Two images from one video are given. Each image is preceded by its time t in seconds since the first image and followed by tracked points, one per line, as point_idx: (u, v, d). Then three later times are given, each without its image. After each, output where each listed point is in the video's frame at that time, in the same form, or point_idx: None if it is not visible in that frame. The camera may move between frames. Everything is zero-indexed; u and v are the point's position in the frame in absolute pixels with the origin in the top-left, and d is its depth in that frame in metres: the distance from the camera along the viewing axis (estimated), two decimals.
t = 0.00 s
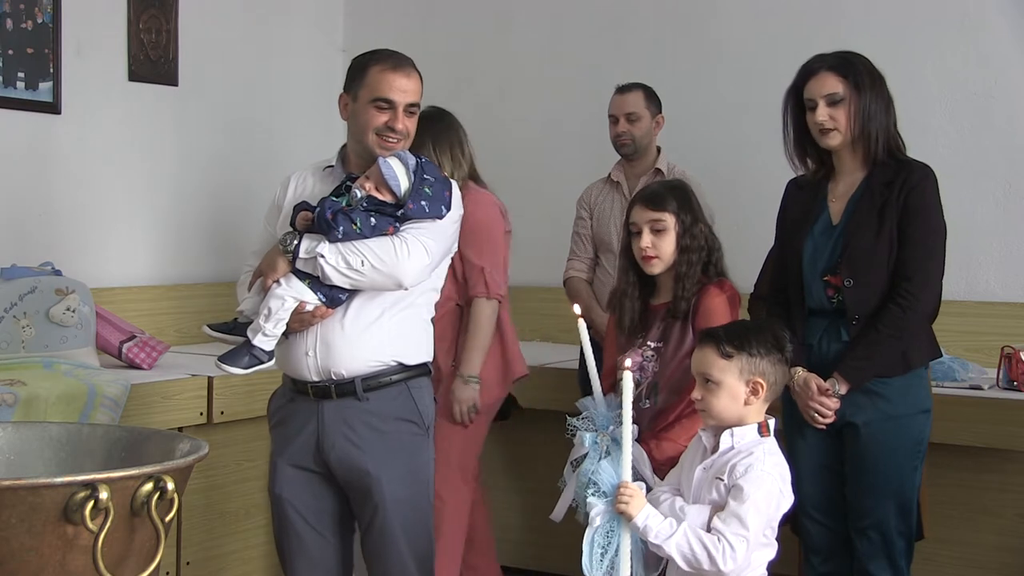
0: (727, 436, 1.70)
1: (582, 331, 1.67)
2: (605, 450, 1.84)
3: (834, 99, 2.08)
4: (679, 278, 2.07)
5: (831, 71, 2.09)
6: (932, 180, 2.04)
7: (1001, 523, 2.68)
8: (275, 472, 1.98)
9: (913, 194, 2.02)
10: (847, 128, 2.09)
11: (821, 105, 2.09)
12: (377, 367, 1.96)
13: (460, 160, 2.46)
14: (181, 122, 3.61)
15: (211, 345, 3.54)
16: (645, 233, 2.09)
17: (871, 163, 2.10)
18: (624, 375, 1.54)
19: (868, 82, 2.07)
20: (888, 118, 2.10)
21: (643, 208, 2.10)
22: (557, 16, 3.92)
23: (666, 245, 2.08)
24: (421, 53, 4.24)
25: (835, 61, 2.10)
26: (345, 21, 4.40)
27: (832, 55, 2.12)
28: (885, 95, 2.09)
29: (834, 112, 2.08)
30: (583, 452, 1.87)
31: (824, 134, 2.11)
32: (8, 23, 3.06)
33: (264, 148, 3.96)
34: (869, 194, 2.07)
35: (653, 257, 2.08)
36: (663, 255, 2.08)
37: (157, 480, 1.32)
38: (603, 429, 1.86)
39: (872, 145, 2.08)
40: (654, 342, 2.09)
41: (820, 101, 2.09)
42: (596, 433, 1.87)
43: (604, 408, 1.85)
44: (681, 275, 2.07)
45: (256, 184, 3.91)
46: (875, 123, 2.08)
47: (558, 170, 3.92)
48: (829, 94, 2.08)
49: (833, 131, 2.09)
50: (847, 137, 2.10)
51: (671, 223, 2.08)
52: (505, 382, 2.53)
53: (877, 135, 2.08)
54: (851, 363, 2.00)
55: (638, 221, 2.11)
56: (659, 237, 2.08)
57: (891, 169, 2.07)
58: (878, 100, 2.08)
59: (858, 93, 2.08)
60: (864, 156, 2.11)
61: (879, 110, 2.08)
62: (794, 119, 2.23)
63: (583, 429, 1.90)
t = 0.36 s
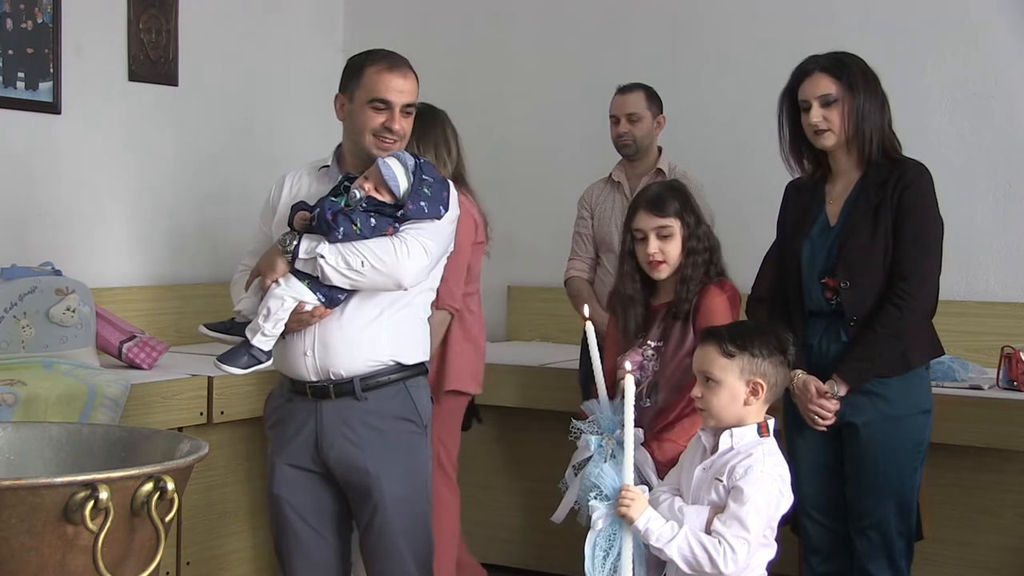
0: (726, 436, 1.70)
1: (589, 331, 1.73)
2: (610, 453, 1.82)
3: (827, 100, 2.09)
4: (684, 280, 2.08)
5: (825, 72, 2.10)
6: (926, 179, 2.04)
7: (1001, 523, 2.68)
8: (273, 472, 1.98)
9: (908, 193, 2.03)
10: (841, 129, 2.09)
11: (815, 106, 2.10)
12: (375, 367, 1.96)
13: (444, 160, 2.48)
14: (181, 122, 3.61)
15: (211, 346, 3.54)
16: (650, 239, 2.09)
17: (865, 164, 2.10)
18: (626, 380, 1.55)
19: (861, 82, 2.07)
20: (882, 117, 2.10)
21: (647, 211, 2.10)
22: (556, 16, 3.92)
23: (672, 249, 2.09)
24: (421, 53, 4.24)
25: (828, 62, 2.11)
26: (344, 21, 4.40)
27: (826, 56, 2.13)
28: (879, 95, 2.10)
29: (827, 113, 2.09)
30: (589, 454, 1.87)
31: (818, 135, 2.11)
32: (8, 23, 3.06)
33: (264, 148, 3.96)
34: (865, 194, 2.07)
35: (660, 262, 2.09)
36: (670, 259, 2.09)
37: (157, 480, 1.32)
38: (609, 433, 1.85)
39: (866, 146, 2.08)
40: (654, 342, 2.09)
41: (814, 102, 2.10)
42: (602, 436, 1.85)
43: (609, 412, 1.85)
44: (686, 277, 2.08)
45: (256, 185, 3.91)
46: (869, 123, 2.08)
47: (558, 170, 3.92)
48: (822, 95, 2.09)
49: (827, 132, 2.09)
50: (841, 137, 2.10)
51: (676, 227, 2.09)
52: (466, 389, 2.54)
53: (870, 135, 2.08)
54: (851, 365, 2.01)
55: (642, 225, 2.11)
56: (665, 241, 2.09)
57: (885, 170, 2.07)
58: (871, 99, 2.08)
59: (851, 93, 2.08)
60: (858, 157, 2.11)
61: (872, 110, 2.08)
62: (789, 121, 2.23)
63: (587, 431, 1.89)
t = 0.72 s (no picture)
0: (727, 436, 1.70)
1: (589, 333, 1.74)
2: (609, 454, 1.84)
3: (822, 100, 2.09)
4: (683, 281, 2.08)
5: (818, 72, 2.10)
6: (923, 179, 2.04)
7: (1001, 523, 2.68)
8: (272, 472, 1.98)
9: (904, 193, 2.02)
10: (835, 129, 2.09)
11: (809, 106, 2.10)
12: (374, 367, 1.96)
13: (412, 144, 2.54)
14: (181, 122, 3.61)
15: (210, 345, 3.54)
16: (650, 240, 2.09)
17: (861, 164, 2.10)
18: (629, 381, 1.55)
19: (855, 81, 2.07)
20: (876, 116, 2.09)
21: (646, 214, 2.10)
22: (556, 16, 3.92)
23: (671, 250, 2.09)
24: (421, 53, 4.24)
25: (822, 61, 2.11)
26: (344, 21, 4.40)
27: (820, 56, 2.13)
28: (874, 94, 2.09)
29: (822, 113, 2.09)
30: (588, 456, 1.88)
31: (813, 136, 2.11)
32: (8, 23, 3.05)
33: (264, 148, 3.97)
34: (861, 195, 2.07)
35: (660, 263, 2.09)
36: (669, 259, 2.09)
37: (157, 480, 1.32)
38: (608, 435, 1.86)
39: (861, 145, 2.09)
40: (654, 343, 2.09)
41: (808, 102, 2.10)
42: (601, 438, 1.87)
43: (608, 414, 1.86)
44: (685, 278, 2.08)
45: (255, 185, 3.91)
46: (864, 123, 2.08)
47: (559, 171, 3.92)
48: (816, 95, 2.09)
49: (821, 132, 2.10)
50: (835, 138, 2.10)
51: (675, 229, 2.09)
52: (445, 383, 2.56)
53: (865, 135, 2.08)
54: (851, 367, 2.00)
55: (641, 227, 2.11)
56: (665, 243, 2.09)
57: (881, 170, 2.07)
58: (865, 99, 2.08)
59: (845, 92, 2.08)
60: (854, 157, 2.11)
61: (866, 110, 2.08)
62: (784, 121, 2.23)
63: (587, 433, 1.90)
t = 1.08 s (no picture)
0: (727, 436, 1.70)
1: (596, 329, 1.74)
2: (613, 452, 1.85)
3: (822, 100, 2.09)
4: (684, 285, 2.08)
5: (819, 72, 2.10)
6: (924, 179, 2.04)
7: (1001, 523, 2.68)
8: (273, 472, 1.98)
9: (905, 193, 2.02)
10: (836, 129, 2.09)
11: (810, 106, 2.10)
12: (374, 366, 1.96)
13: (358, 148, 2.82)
14: (181, 122, 3.61)
15: (211, 345, 3.54)
16: (649, 246, 2.08)
17: (862, 164, 2.10)
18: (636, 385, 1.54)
19: (855, 82, 2.07)
20: (876, 117, 2.09)
21: (644, 220, 2.09)
22: (556, 16, 3.92)
23: (670, 254, 2.08)
24: (421, 53, 4.24)
25: (821, 62, 2.11)
26: (344, 21, 4.40)
27: (820, 56, 2.13)
28: (874, 95, 2.10)
29: (822, 113, 2.09)
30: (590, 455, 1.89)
31: (813, 136, 2.11)
32: (8, 23, 3.05)
33: (264, 148, 3.97)
34: (862, 196, 2.07)
35: (660, 268, 2.08)
36: (669, 264, 2.08)
37: (157, 480, 1.32)
38: (611, 433, 1.87)
39: (862, 146, 2.09)
40: (659, 348, 2.09)
41: (809, 102, 2.10)
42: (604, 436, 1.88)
43: (612, 412, 1.86)
44: (686, 282, 2.08)
45: (255, 185, 3.91)
46: (864, 123, 2.08)
47: (558, 170, 3.92)
48: (817, 95, 2.09)
49: (822, 133, 2.10)
50: (836, 138, 2.10)
51: (673, 234, 2.09)
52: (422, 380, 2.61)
53: (865, 135, 2.08)
54: (850, 368, 2.00)
55: (640, 233, 2.10)
56: (664, 247, 2.08)
57: (882, 170, 2.07)
58: (865, 99, 2.08)
59: (846, 93, 2.08)
60: (855, 158, 2.11)
61: (867, 110, 2.08)
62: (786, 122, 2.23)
63: (589, 432, 1.91)
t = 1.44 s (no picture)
0: (727, 437, 1.71)
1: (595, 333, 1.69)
2: (615, 459, 1.83)
3: (828, 98, 2.09)
4: (690, 286, 2.08)
5: (826, 70, 2.10)
6: (927, 179, 2.04)
7: (1001, 523, 2.68)
8: (273, 471, 1.98)
9: (907, 194, 2.02)
10: (840, 127, 2.09)
11: (816, 104, 2.10)
12: (374, 366, 1.96)
13: (299, 151, 2.83)
14: (182, 122, 3.61)
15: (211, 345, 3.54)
16: (656, 245, 2.09)
17: (865, 163, 2.10)
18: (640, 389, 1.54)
19: (862, 81, 2.08)
20: (882, 117, 2.09)
21: (651, 220, 2.10)
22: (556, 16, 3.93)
23: (677, 255, 2.09)
24: (421, 53, 4.24)
25: (828, 60, 2.11)
26: (344, 21, 4.40)
27: (826, 55, 2.13)
28: (880, 94, 2.10)
29: (828, 111, 2.09)
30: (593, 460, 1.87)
31: (818, 134, 2.11)
32: (8, 23, 3.05)
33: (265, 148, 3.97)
34: (864, 195, 2.07)
35: (666, 268, 2.08)
36: (676, 264, 2.08)
37: (157, 480, 1.32)
38: (612, 439, 1.83)
39: (865, 145, 2.08)
40: (664, 349, 2.09)
41: (814, 100, 2.10)
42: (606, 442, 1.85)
43: (613, 419, 1.82)
44: (692, 283, 2.08)
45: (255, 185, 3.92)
46: (869, 122, 2.08)
47: (558, 170, 3.92)
48: (823, 93, 2.09)
49: (826, 131, 2.10)
50: (840, 137, 2.10)
51: (680, 234, 2.09)
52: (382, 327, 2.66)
53: (870, 134, 2.08)
54: (849, 369, 2.00)
55: (647, 233, 2.10)
56: (671, 248, 2.08)
57: (885, 170, 2.07)
58: (871, 98, 2.08)
59: (852, 91, 2.08)
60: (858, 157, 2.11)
61: (872, 109, 2.08)
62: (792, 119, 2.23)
63: (591, 438, 1.88)
